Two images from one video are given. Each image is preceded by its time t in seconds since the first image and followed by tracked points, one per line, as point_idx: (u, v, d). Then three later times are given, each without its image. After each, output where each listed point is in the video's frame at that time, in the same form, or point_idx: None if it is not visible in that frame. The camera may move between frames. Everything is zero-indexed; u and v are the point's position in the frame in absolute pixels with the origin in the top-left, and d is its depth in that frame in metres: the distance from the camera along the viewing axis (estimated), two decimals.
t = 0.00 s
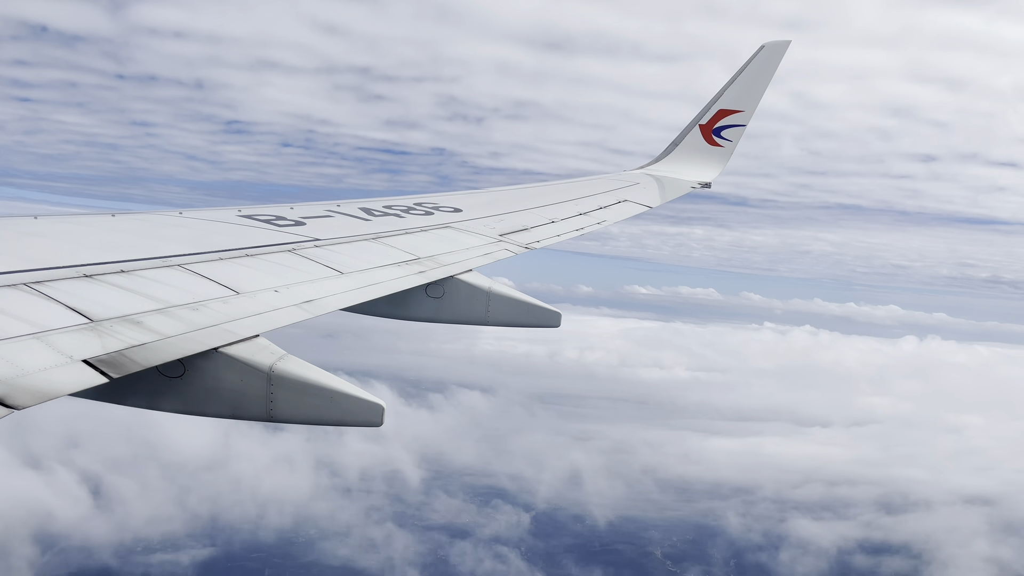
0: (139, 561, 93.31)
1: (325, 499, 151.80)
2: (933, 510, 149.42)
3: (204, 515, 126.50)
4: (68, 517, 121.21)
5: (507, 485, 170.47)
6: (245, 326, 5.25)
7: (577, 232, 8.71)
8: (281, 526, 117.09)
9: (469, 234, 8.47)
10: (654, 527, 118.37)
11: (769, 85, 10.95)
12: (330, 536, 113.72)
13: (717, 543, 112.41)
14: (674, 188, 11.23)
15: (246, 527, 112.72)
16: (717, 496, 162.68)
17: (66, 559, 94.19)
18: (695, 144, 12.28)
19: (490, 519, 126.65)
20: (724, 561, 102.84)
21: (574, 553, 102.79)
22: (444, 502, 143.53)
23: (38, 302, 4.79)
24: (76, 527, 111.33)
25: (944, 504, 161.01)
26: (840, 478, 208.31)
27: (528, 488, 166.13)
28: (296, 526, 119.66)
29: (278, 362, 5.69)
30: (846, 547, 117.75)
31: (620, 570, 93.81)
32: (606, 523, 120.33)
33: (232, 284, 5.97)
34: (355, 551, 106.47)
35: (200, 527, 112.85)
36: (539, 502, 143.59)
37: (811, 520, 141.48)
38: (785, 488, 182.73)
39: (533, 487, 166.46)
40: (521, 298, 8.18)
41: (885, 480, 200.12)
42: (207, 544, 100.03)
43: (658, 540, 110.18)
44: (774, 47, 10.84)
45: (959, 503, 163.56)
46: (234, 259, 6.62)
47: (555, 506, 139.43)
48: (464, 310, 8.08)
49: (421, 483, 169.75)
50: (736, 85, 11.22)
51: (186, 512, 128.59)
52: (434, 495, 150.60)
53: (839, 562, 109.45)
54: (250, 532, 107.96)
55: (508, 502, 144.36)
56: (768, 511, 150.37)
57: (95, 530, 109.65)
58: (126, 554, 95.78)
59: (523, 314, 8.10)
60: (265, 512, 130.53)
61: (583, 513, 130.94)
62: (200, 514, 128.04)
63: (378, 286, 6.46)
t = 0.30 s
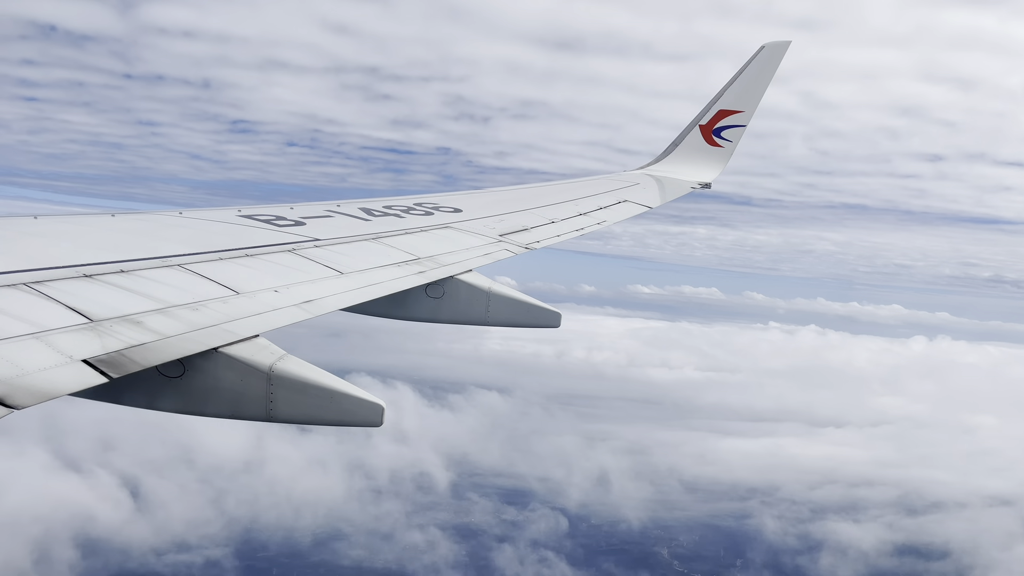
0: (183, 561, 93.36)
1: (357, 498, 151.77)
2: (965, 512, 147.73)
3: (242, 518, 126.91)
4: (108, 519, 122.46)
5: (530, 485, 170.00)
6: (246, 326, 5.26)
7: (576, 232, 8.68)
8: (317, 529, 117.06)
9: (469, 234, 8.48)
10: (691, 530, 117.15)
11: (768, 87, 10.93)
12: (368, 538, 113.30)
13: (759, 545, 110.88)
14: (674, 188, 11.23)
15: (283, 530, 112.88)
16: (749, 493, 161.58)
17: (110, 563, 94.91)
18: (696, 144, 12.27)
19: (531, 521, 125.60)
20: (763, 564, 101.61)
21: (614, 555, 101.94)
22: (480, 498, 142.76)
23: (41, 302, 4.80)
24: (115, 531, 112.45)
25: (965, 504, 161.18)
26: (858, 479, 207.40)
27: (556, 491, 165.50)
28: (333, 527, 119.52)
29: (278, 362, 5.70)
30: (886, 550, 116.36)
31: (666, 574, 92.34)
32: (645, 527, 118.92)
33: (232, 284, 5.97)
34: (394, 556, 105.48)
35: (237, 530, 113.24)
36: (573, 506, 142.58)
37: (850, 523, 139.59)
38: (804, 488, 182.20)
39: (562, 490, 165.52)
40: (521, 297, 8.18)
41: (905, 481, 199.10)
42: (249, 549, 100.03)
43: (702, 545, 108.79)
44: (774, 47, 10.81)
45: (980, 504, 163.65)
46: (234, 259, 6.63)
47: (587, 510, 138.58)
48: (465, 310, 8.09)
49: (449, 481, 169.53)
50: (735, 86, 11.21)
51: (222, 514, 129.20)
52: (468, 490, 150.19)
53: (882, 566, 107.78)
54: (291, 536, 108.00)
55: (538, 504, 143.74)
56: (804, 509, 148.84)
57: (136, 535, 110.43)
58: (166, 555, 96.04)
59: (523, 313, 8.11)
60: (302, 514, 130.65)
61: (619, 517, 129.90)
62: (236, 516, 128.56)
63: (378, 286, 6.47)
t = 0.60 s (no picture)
0: (226, 566, 93.03)
1: (390, 498, 151.55)
2: (989, 515, 147.32)
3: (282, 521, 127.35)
4: (150, 525, 123.58)
5: (554, 485, 169.07)
6: (245, 326, 5.25)
7: (575, 232, 8.68)
8: (356, 530, 116.39)
9: (470, 234, 8.47)
10: (728, 534, 115.27)
11: (768, 87, 10.92)
12: (406, 539, 113.72)
13: (803, 555, 108.09)
14: (675, 188, 11.22)
15: (320, 533, 112.42)
16: (780, 493, 159.52)
17: (152, 569, 95.13)
18: (695, 145, 12.28)
19: (569, 525, 123.68)
20: (803, 569, 100.51)
21: (654, 558, 101.96)
22: (513, 498, 141.49)
23: (39, 302, 4.80)
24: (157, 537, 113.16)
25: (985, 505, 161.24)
26: (879, 480, 205.80)
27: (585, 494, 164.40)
28: (370, 529, 118.75)
29: (278, 362, 5.70)
30: (921, 553, 116.05)
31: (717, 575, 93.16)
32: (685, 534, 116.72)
33: (233, 284, 5.99)
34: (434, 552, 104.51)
35: (276, 534, 113.19)
36: (606, 511, 140.88)
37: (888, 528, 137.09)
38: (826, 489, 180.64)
39: (592, 493, 164.21)
40: (521, 298, 8.18)
41: (928, 482, 197.24)
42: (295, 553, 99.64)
43: (749, 553, 106.32)
44: (774, 46, 10.80)
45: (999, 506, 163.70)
46: (234, 258, 6.63)
47: (623, 515, 136.90)
48: (463, 310, 8.09)
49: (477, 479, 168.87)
50: (735, 85, 11.20)
51: (261, 516, 129.70)
52: (499, 490, 149.10)
53: (921, 570, 107.47)
54: (332, 540, 107.51)
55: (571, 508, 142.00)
56: (840, 512, 146.45)
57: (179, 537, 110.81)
58: (206, 558, 96.24)
59: (523, 314, 8.11)
60: (339, 514, 130.37)
61: (655, 521, 128.46)
62: (274, 519, 128.78)
63: (378, 286, 6.48)
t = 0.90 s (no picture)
0: (271, 569, 93.07)
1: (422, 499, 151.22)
2: (1010, 518, 147.36)
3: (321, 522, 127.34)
4: (192, 524, 124.51)
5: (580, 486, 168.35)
6: (246, 326, 5.26)
7: (576, 232, 8.66)
8: (393, 533, 115.92)
9: (470, 234, 8.46)
10: (761, 536, 115.77)
11: (769, 87, 10.90)
12: (444, 537, 114.59)
13: (846, 563, 106.22)
14: (675, 188, 11.21)
15: (356, 535, 112.28)
16: (812, 497, 157.65)
17: (192, 569, 95.95)
18: (696, 144, 12.26)
19: (608, 529, 122.35)
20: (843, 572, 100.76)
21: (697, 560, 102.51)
22: (546, 502, 140.59)
23: (40, 302, 4.81)
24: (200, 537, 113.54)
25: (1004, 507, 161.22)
26: (897, 481, 205.28)
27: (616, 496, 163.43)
28: (406, 531, 118.43)
29: (278, 362, 5.71)
30: (951, 555, 116.31)
31: None
32: (729, 539, 115.18)
33: (233, 284, 5.98)
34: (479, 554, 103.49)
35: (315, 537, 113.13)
36: (641, 514, 139.87)
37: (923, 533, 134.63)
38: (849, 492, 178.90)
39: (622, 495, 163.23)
40: (521, 297, 8.18)
41: (951, 486, 195.40)
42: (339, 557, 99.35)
43: (793, 561, 104.59)
44: (774, 47, 10.79)
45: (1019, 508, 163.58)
46: (232, 258, 6.62)
47: (659, 519, 135.74)
48: (464, 310, 8.09)
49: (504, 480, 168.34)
50: (735, 85, 11.18)
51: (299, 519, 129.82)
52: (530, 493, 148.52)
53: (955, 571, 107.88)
54: (370, 543, 106.96)
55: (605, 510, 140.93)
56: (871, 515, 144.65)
57: (221, 536, 111.05)
58: (246, 560, 96.94)
59: (523, 314, 8.10)
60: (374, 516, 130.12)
61: (688, 525, 128.18)
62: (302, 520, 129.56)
63: (378, 286, 6.48)
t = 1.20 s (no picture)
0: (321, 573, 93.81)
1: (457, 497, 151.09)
2: None
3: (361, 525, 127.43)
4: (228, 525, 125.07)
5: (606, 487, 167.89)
6: (246, 326, 5.27)
7: (576, 233, 8.65)
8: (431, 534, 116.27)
9: (470, 234, 8.46)
10: (799, 538, 116.25)
11: (768, 89, 10.90)
12: (485, 538, 115.49)
13: (889, 570, 105.16)
14: (675, 188, 11.21)
15: (396, 538, 113.21)
16: (843, 502, 156.73)
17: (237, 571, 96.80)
18: (696, 145, 12.26)
19: (649, 533, 121.60)
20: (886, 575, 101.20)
21: (742, 561, 103.25)
22: (578, 503, 141.35)
23: (43, 303, 4.81)
24: (244, 540, 114.15)
25: None
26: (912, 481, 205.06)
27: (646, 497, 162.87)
28: (446, 530, 119.42)
29: (278, 361, 5.71)
30: (985, 560, 116.56)
31: None
32: (774, 543, 114.36)
33: (233, 285, 5.99)
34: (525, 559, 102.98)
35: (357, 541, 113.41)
36: (673, 518, 140.08)
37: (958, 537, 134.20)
38: (873, 493, 177.86)
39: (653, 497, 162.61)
40: (520, 297, 8.19)
41: (967, 488, 195.02)
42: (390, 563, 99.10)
43: (838, 567, 103.69)
44: (775, 46, 10.76)
45: None
46: (232, 258, 6.62)
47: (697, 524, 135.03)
48: (463, 311, 8.09)
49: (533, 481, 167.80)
50: (735, 85, 11.18)
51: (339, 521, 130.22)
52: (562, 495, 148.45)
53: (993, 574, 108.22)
54: (412, 546, 107.86)
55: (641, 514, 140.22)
56: (903, 516, 144.10)
57: (261, 542, 111.92)
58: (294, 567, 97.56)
59: (523, 314, 8.10)
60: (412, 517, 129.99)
61: (722, 529, 128.54)
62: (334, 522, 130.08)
63: (378, 285, 6.49)
